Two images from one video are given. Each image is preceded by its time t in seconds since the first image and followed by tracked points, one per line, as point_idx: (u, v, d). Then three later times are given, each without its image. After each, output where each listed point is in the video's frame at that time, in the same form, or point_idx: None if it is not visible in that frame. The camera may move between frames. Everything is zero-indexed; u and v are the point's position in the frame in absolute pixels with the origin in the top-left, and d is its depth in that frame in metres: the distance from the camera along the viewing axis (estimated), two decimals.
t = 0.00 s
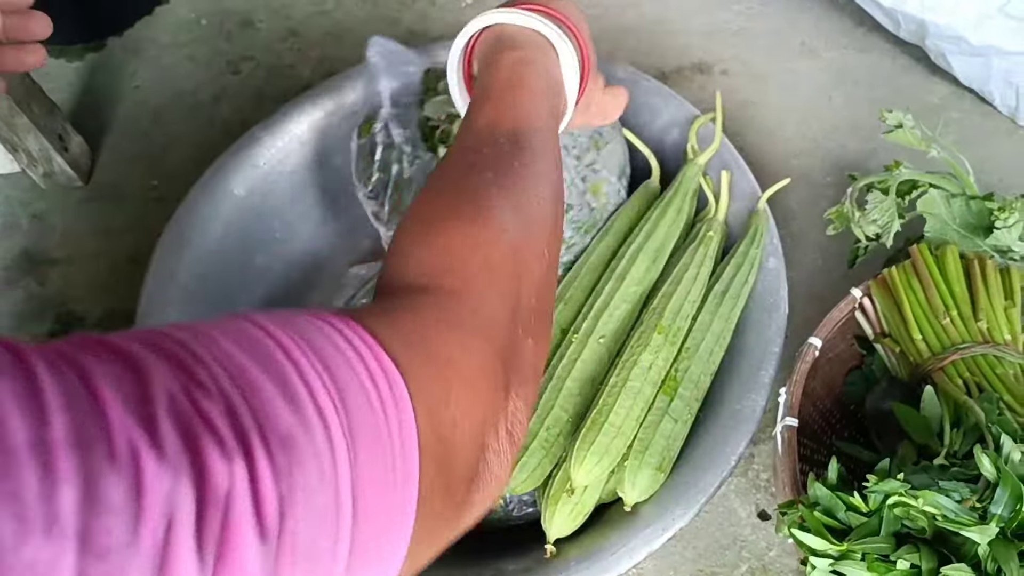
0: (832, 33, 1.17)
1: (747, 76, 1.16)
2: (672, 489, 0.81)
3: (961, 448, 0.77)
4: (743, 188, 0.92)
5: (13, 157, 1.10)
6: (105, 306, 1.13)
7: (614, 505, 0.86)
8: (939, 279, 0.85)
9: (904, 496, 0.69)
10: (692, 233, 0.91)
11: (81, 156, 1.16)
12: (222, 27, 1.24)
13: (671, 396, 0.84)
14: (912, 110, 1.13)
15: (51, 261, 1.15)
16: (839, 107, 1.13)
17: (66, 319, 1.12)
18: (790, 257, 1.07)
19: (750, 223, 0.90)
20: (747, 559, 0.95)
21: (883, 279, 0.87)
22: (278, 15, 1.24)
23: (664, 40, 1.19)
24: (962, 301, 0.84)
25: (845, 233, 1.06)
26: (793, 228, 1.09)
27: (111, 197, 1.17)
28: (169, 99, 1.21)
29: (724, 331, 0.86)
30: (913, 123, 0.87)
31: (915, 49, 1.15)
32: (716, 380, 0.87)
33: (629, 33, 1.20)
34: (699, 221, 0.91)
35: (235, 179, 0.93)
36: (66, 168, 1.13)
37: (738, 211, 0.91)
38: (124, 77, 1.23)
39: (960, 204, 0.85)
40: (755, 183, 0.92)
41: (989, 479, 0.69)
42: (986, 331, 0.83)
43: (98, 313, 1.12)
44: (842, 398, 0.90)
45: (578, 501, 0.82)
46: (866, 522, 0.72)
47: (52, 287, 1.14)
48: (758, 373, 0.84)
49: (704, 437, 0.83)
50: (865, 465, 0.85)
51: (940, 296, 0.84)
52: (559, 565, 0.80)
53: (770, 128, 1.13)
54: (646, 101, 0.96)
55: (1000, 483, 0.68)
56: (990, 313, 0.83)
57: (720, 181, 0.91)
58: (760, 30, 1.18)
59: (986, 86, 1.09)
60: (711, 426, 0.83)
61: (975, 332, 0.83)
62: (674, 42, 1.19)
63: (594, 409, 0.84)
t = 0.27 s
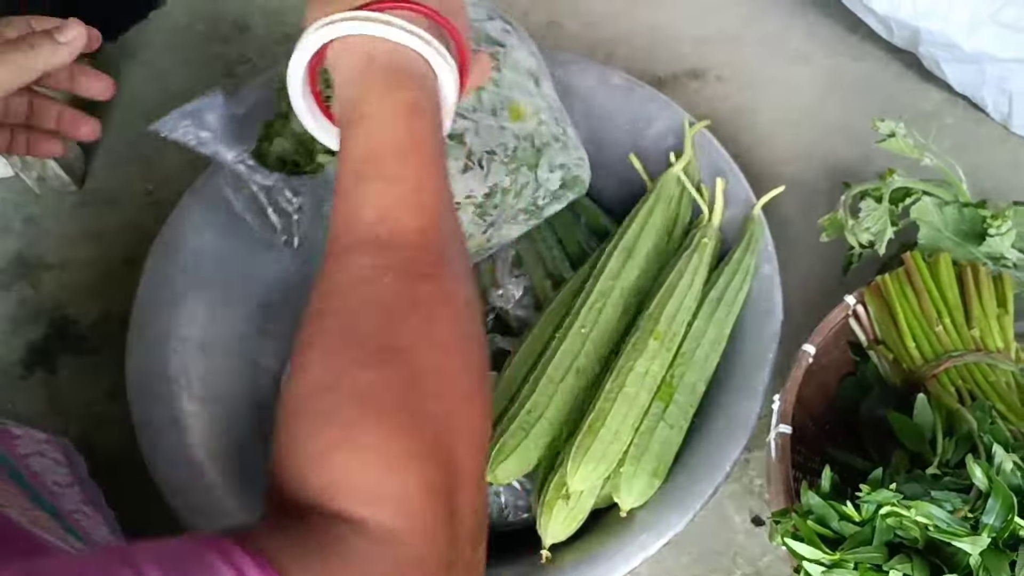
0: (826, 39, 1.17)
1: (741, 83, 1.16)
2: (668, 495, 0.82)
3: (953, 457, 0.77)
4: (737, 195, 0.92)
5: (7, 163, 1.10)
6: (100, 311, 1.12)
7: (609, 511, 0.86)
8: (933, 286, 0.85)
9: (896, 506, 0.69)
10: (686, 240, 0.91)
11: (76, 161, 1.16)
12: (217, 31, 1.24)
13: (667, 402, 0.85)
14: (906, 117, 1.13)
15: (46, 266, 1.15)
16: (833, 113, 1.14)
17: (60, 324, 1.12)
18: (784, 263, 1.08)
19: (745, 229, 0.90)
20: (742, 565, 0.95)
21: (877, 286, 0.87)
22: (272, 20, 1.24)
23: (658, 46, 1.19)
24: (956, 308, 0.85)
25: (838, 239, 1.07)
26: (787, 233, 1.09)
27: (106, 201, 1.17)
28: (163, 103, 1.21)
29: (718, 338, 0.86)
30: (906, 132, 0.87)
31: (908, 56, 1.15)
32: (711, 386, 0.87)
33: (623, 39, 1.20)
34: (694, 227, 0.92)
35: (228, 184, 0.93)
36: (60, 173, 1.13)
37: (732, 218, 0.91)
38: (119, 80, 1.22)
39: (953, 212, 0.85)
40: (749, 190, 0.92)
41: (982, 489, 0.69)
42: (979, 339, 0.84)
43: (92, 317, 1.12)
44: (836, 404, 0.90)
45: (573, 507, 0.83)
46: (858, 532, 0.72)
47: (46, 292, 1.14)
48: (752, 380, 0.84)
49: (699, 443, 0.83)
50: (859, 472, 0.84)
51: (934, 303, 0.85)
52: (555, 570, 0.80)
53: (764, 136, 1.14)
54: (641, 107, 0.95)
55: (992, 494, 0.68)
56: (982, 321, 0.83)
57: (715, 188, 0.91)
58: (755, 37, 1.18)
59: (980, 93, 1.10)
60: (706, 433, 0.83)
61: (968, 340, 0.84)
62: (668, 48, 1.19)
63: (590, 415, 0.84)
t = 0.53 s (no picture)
0: (822, 42, 1.18)
1: (738, 85, 1.17)
2: (665, 494, 0.82)
3: (950, 454, 0.78)
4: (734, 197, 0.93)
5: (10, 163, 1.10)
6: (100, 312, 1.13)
7: (608, 510, 0.86)
8: (929, 287, 0.86)
9: (893, 502, 0.70)
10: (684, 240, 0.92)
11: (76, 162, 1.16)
12: (216, 34, 1.25)
13: (665, 401, 0.85)
14: (902, 120, 1.14)
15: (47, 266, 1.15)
16: (830, 116, 1.15)
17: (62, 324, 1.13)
18: (781, 265, 1.08)
19: (743, 231, 0.91)
20: (740, 563, 0.96)
21: (873, 287, 0.87)
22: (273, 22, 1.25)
23: (656, 49, 1.20)
24: (951, 309, 0.85)
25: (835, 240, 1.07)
26: (784, 235, 1.10)
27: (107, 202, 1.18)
28: (163, 104, 1.21)
29: (716, 337, 0.87)
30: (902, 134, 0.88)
31: (904, 59, 1.16)
32: (708, 386, 0.88)
33: (621, 41, 1.21)
34: (692, 229, 0.92)
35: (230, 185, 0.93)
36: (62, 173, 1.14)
37: (730, 220, 0.92)
38: (119, 81, 1.23)
39: (949, 214, 0.86)
40: (746, 192, 0.93)
41: (977, 485, 0.70)
42: (975, 339, 0.84)
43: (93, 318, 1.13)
44: (833, 404, 0.91)
45: (572, 505, 0.83)
46: (855, 527, 0.73)
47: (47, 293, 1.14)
48: (750, 380, 0.85)
49: (697, 442, 0.84)
50: (856, 470, 0.86)
51: (929, 304, 0.85)
52: (554, 568, 0.81)
53: (762, 138, 1.15)
54: (640, 111, 0.95)
55: (987, 490, 0.69)
56: (979, 322, 0.84)
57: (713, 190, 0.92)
58: (751, 40, 1.19)
59: (975, 96, 1.11)
60: (704, 432, 0.84)
61: (963, 340, 0.85)
62: (665, 51, 1.20)
63: (588, 414, 0.85)
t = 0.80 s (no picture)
0: (826, 52, 1.19)
1: (743, 94, 1.18)
2: (672, 499, 0.84)
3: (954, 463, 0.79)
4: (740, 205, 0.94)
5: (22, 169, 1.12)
6: (112, 317, 1.14)
7: (615, 515, 0.88)
8: (934, 296, 0.87)
9: (897, 512, 0.71)
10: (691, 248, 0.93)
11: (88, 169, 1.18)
12: (227, 42, 1.26)
13: (672, 407, 0.86)
14: (906, 129, 1.15)
15: (59, 272, 1.16)
16: (834, 125, 1.16)
17: (74, 329, 1.14)
18: (786, 273, 1.09)
19: (749, 239, 0.92)
20: (745, 568, 0.97)
21: (878, 295, 0.88)
22: (282, 30, 1.27)
23: (662, 57, 1.21)
24: (956, 318, 0.86)
25: (840, 248, 1.08)
26: (789, 243, 1.11)
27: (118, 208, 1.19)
28: (175, 112, 1.23)
29: (723, 344, 0.88)
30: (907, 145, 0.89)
31: (908, 68, 1.17)
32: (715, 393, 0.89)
33: (627, 50, 1.22)
34: (698, 236, 0.93)
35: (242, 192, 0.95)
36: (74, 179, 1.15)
37: (736, 228, 0.93)
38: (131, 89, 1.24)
39: (953, 225, 0.88)
40: (752, 200, 0.94)
41: (980, 495, 0.71)
42: (978, 348, 0.85)
43: (105, 323, 1.14)
44: (838, 412, 0.91)
45: (579, 510, 0.84)
46: (860, 537, 0.73)
47: (59, 298, 1.15)
48: (755, 387, 0.86)
49: (703, 448, 0.85)
50: (861, 479, 0.86)
51: (934, 313, 0.86)
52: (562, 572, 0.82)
53: (766, 147, 1.16)
54: (647, 119, 0.97)
55: (990, 500, 0.70)
56: (982, 330, 0.85)
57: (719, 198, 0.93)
58: (756, 49, 1.21)
59: (979, 106, 1.12)
60: (710, 437, 0.85)
61: (967, 349, 0.85)
62: (671, 60, 1.21)
63: (596, 419, 0.86)
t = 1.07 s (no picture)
0: (834, 53, 1.19)
1: (751, 94, 1.18)
2: (678, 498, 0.83)
3: (964, 460, 0.78)
4: (748, 203, 0.93)
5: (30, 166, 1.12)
6: (118, 314, 1.14)
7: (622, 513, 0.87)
8: (941, 295, 0.86)
9: (906, 508, 0.70)
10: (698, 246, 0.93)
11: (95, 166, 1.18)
12: (233, 40, 1.26)
13: (679, 406, 0.86)
14: (914, 129, 1.15)
15: (65, 268, 1.16)
16: (842, 126, 1.15)
17: (79, 326, 1.14)
18: (794, 273, 1.09)
19: (757, 237, 0.91)
20: (752, 568, 0.96)
21: (887, 293, 0.88)
22: (289, 29, 1.27)
23: (670, 57, 1.21)
24: (965, 316, 0.86)
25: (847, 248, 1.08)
26: (796, 242, 1.10)
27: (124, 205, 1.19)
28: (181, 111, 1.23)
29: (730, 343, 0.87)
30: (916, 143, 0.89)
31: (916, 69, 1.17)
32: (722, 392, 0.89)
33: (635, 50, 1.22)
34: (706, 234, 0.92)
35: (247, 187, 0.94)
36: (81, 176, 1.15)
37: (743, 226, 0.93)
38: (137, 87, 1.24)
39: (962, 222, 0.87)
40: (760, 198, 0.93)
41: (990, 491, 0.71)
42: (987, 346, 0.85)
43: (110, 320, 1.14)
44: (846, 410, 0.91)
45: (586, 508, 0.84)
46: (869, 533, 0.73)
47: (64, 294, 1.15)
48: (763, 385, 0.85)
49: (709, 446, 0.85)
50: (868, 476, 0.86)
51: (942, 311, 0.86)
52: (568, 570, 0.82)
53: (774, 146, 1.15)
54: (654, 118, 0.96)
55: (999, 496, 0.69)
56: (991, 328, 0.85)
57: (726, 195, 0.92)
58: (764, 49, 1.20)
59: (987, 106, 1.11)
60: (716, 435, 0.85)
61: (977, 346, 0.85)
62: (678, 60, 1.21)
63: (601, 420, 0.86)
